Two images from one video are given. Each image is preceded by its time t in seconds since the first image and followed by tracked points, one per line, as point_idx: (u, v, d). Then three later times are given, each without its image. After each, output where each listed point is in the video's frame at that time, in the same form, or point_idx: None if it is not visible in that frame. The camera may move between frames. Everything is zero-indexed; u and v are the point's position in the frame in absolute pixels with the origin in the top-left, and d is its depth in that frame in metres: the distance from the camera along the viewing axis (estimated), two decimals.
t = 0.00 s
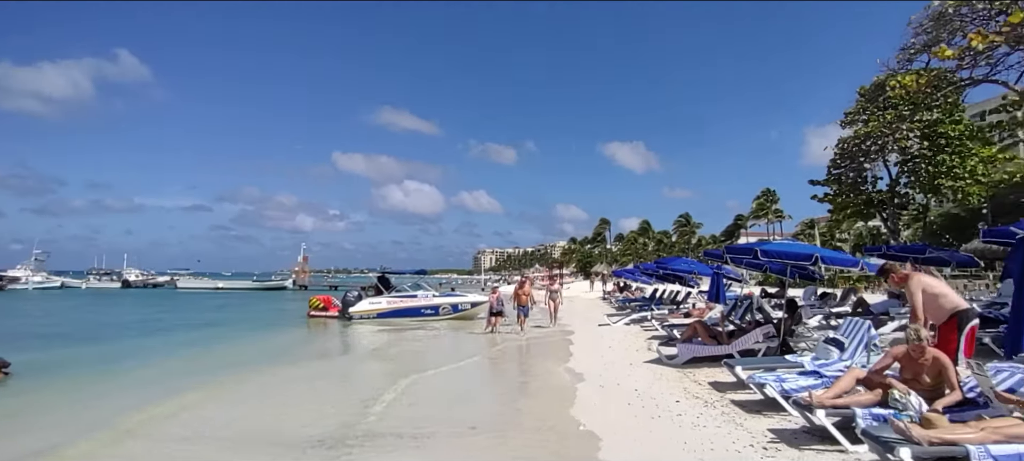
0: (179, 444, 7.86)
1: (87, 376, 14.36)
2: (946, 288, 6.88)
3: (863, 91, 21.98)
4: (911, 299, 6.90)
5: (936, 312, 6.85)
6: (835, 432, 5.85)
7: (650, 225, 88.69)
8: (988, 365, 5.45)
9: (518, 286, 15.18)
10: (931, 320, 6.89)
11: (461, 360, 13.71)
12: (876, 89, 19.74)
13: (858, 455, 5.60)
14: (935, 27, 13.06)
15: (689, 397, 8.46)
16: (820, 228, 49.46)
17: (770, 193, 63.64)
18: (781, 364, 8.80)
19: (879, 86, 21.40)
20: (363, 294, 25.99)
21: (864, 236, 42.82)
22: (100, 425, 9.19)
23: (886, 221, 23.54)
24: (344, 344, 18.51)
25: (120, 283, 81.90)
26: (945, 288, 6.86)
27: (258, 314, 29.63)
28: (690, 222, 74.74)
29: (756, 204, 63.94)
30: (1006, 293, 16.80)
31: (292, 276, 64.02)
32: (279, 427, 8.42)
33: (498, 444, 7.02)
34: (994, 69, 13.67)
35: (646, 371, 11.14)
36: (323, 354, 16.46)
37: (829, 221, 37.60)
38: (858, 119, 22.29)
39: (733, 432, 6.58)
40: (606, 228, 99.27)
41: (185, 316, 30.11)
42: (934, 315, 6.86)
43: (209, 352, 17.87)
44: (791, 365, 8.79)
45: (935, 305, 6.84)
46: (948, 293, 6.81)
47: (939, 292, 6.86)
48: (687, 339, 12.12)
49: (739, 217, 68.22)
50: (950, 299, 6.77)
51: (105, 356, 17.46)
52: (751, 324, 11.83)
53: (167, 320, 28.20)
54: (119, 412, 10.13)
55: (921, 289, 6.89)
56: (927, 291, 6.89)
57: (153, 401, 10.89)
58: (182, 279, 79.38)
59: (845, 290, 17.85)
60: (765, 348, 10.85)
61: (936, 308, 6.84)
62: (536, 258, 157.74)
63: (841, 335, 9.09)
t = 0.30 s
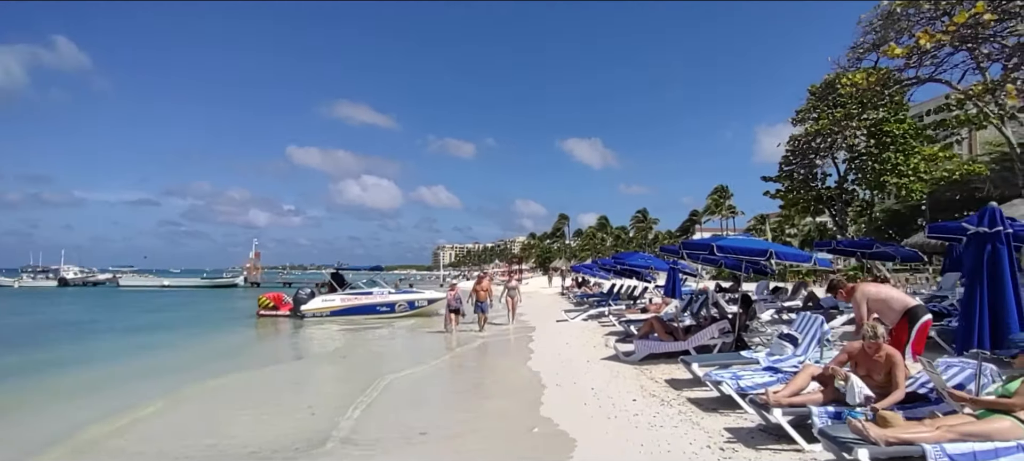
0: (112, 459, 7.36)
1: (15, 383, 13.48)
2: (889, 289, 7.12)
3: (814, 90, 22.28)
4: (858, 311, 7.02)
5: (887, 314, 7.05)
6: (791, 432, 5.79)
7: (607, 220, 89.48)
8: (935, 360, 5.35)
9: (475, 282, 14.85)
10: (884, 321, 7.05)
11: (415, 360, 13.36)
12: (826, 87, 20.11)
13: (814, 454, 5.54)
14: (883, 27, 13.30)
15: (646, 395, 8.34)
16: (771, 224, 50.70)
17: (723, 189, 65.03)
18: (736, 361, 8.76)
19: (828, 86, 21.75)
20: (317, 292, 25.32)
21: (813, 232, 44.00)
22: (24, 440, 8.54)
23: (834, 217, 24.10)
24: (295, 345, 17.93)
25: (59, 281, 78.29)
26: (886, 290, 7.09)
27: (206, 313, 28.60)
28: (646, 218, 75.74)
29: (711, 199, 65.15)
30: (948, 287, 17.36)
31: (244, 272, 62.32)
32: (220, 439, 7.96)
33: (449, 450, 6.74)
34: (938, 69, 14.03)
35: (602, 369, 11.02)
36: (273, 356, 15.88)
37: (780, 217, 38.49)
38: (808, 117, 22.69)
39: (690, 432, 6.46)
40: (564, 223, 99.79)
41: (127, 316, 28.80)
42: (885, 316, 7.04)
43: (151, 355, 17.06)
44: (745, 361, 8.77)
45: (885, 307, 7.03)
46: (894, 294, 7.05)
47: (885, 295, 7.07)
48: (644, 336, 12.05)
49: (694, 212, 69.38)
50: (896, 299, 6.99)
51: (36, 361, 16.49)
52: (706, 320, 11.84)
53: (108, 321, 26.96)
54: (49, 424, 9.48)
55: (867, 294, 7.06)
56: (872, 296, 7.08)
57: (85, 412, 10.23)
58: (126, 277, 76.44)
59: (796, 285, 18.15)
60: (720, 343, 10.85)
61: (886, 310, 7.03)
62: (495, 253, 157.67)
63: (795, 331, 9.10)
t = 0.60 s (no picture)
0: None
1: None
2: (850, 290, 7.16)
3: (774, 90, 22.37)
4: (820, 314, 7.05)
5: (850, 315, 7.02)
6: (757, 430, 5.65)
7: (571, 216, 89.85)
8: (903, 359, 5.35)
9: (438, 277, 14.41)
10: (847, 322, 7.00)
11: (373, 357, 12.95)
12: (788, 86, 20.21)
13: (780, 453, 5.41)
14: (844, 25, 13.26)
15: (609, 393, 8.17)
16: (730, 222, 51.49)
17: (685, 187, 65.83)
18: (699, 357, 8.65)
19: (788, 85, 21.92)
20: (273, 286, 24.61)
21: (771, 230, 44.82)
22: None
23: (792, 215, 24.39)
24: (248, 340, 17.30)
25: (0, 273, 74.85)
26: (846, 293, 7.13)
27: (157, 308, 27.55)
28: (610, 215, 76.25)
29: (672, 197, 65.92)
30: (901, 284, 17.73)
31: (199, 266, 60.52)
32: (159, 442, 7.48)
33: (405, 451, 6.44)
34: (896, 70, 14.16)
35: (565, 365, 10.82)
36: (224, 353, 15.28)
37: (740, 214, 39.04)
38: (769, 115, 22.81)
39: (654, 431, 6.28)
40: (528, 219, 99.84)
41: (71, 310, 27.55)
42: (849, 317, 7.00)
43: (94, 352, 16.25)
44: (708, 358, 8.67)
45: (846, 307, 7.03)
46: (853, 295, 7.09)
47: (845, 297, 7.12)
48: (607, 331, 11.90)
49: (657, 209, 70.13)
50: (856, 298, 7.02)
51: None
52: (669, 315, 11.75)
53: (51, 316, 25.73)
54: None
55: (827, 297, 7.11)
56: (832, 299, 7.12)
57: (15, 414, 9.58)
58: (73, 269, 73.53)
59: (756, 281, 18.28)
60: (683, 339, 10.77)
61: (849, 310, 7.02)
62: (460, 248, 157.06)
63: (758, 327, 8.97)
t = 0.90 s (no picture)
0: None
1: None
2: (785, 286, 7.17)
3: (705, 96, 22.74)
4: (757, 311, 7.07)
5: (785, 312, 7.04)
6: (699, 435, 5.57)
7: (507, 217, 89.98)
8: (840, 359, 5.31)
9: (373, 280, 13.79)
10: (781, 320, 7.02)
11: (302, 365, 12.35)
12: (719, 91, 20.58)
13: (722, 458, 5.35)
14: (773, 33, 13.39)
15: (548, 398, 8.00)
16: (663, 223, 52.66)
17: (619, 189, 66.95)
18: (639, 359, 8.59)
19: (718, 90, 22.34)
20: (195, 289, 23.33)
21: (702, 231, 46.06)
22: None
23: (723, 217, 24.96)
24: (165, 347, 16.25)
25: None
26: (784, 290, 7.11)
27: (65, 314, 25.65)
28: (546, 216, 76.72)
29: (607, 199, 66.96)
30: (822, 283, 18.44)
31: (114, 267, 57.03)
32: None
33: None
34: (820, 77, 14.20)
35: (503, 370, 10.59)
36: (137, 361, 14.25)
37: (671, 215, 39.88)
38: (701, 119, 23.01)
39: (594, 438, 6.12)
40: (465, 219, 99.30)
41: None
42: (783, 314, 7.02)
43: None
44: (649, 360, 8.61)
45: (781, 304, 7.04)
46: (789, 291, 7.11)
47: (781, 293, 7.12)
48: (546, 334, 11.74)
49: (591, 210, 71.09)
50: (792, 295, 7.04)
51: None
52: (607, 317, 11.70)
53: None
54: None
55: (765, 292, 7.11)
56: (768, 295, 7.13)
57: None
58: None
59: (689, 281, 18.59)
60: (621, 341, 10.74)
61: (783, 306, 7.03)
62: (395, 249, 154.79)
63: (695, 327, 9.00)
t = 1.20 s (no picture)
0: None
1: None
2: (756, 280, 6.89)
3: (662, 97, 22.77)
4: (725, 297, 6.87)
5: (750, 305, 6.82)
6: (665, 440, 5.38)
7: (465, 217, 89.54)
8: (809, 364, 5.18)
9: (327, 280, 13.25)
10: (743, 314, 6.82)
11: (249, 369, 11.76)
12: (676, 93, 20.67)
13: None
14: (731, 34, 13.32)
15: (508, 403, 7.74)
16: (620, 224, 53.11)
17: (576, 190, 67.30)
18: (601, 361, 8.38)
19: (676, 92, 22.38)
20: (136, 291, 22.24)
21: (657, 232, 46.58)
22: None
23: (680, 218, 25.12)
24: (102, 353, 15.36)
25: None
26: (755, 283, 6.85)
27: None
28: (504, 216, 76.56)
29: (564, 199, 67.23)
30: (775, 283, 18.71)
31: (50, 269, 54.25)
32: None
33: None
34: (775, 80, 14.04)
35: (461, 373, 10.28)
36: (69, 368, 13.40)
37: (628, 216, 40.16)
38: (659, 120, 22.95)
39: (557, 445, 5.88)
40: (422, 219, 98.36)
41: None
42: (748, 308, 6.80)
43: None
44: (611, 362, 8.40)
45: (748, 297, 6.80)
46: (759, 286, 6.84)
47: (751, 286, 6.86)
48: (505, 335, 11.46)
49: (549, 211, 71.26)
50: (761, 290, 6.77)
51: None
52: (568, 318, 11.50)
53: None
54: None
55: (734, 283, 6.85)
56: (739, 285, 6.88)
57: None
58: None
59: (647, 281, 18.59)
60: (582, 343, 10.55)
61: (749, 300, 6.79)
62: (351, 249, 152.31)
63: (657, 328, 8.89)
